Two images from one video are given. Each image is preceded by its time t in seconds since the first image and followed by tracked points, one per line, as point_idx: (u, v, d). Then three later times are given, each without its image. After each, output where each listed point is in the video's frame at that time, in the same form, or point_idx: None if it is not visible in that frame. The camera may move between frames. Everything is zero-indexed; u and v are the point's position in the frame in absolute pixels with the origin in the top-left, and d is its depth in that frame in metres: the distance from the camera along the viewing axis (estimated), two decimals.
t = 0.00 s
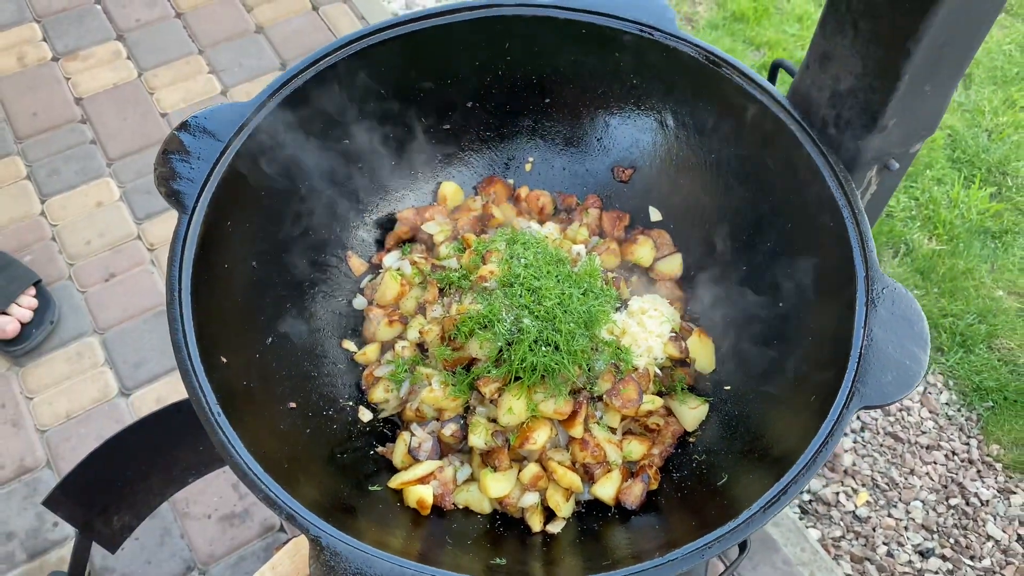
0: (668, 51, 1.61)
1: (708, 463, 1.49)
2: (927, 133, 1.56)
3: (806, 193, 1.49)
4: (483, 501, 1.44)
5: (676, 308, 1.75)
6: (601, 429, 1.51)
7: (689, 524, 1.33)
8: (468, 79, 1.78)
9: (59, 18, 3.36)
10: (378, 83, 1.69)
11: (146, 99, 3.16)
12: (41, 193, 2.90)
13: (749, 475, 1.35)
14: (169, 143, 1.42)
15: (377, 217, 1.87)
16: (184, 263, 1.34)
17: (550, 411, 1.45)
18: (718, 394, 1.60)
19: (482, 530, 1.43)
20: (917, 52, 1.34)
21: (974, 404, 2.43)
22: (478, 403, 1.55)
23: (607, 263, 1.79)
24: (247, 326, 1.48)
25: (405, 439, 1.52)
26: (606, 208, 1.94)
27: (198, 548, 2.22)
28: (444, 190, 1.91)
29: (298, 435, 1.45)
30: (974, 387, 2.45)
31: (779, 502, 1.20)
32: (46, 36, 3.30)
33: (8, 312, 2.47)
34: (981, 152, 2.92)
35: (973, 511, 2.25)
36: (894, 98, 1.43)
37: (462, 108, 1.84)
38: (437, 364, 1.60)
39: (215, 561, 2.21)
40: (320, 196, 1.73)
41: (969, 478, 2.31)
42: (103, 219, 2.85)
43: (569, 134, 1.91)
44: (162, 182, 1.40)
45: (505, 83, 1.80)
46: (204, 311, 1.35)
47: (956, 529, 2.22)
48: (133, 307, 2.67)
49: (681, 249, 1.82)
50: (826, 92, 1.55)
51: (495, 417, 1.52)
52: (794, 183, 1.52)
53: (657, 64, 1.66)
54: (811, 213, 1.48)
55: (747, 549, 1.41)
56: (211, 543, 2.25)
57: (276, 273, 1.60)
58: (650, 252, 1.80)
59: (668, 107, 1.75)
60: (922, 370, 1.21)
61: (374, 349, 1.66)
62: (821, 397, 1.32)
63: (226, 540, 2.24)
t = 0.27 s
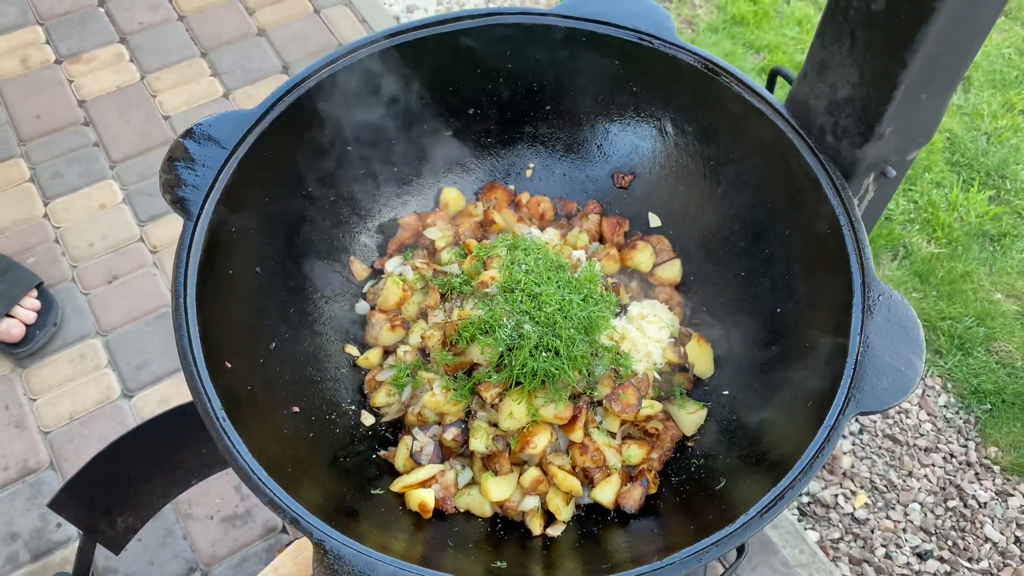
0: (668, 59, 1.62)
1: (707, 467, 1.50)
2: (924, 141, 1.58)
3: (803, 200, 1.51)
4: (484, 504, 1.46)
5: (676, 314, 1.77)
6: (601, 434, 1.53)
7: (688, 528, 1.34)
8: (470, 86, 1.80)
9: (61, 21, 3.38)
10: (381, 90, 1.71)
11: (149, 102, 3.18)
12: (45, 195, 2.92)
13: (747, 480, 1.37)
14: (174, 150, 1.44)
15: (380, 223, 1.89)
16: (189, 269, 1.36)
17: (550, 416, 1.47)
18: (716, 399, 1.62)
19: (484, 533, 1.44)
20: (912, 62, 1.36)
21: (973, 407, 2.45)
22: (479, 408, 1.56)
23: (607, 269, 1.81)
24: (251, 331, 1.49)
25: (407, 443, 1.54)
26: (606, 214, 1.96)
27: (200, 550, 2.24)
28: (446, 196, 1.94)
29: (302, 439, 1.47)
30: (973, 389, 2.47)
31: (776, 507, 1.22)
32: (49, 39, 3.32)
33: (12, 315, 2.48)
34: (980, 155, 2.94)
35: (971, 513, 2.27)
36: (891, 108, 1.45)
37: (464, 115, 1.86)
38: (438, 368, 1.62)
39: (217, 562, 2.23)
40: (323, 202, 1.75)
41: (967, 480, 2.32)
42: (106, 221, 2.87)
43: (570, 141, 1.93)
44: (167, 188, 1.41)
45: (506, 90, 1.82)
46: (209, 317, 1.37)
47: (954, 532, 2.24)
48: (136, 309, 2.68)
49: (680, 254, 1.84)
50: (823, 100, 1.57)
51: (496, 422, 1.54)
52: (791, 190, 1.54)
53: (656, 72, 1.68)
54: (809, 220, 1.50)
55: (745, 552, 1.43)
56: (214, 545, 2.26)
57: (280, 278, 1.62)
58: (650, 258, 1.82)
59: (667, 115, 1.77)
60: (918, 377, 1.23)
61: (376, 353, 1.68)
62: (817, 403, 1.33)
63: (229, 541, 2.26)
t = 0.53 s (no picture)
0: (666, 66, 1.64)
1: (704, 469, 1.52)
2: (920, 147, 1.60)
3: (800, 206, 1.52)
4: (484, 505, 1.48)
5: (674, 317, 1.79)
6: (599, 436, 1.55)
7: (685, 529, 1.36)
8: (471, 92, 1.82)
9: (65, 23, 3.40)
10: (383, 96, 1.73)
11: (151, 104, 3.20)
12: (48, 197, 2.94)
13: (744, 482, 1.39)
14: (179, 156, 1.46)
15: (381, 227, 1.91)
16: (193, 273, 1.37)
17: (550, 419, 1.49)
18: (713, 402, 1.64)
19: (484, 534, 1.46)
20: (908, 71, 1.38)
21: (971, 409, 2.46)
22: (479, 410, 1.58)
23: (606, 272, 1.84)
24: (255, 334, 1.51)
25: (408, 445, 1.56)
26: (606, 218, 1.98)
27: (203, 549, 2.26)
28: (447, 201, 1.96)
29: (304, 440, 1.49)
30: (970, 391, 2.49)
31: (772, 509, 1.23)
32: (52, 41, 3.34)
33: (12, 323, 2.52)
34: (979, 158, 2.95)
35: (968, 514, 2.29)
36: (886, 115, 1.46)
37: (465, 120, 1.89)
38: (439, 371, 1.64)
39: (219, 562, 2.25)
40: (326, 207, 1.77)
41: (964, 482, 2.34)
42: (109, 223, 2.89)
43: (570, 146, 1.95)
44: (172, 193, 1.43)
45: (506, 96, 1.84)
46: (213, 320, 1.39)
47: (951, 533, 2.26)
48: (139, 310, 2.71)
49: (678, 258, 1.86)
50: (820, 107, 1.59)
51: (496, 424, 1.56)
52: (788, 196, 1.56)
53: (655, 78, 1.70)
54: (806, 226, 1.51)
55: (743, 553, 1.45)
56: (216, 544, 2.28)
57: (284, 282, 1.64)
58: (649, 263, 1.84)
59: (665, 121, 1.79)
60: (912, 381, 1.25)
61: (378, 356, 1.70)
62: (813, 407, 1.35)
63: (231, 541, 2.28)
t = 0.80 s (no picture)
0: (667, 71, 1.66)
1: (704, 471, 1.54)
2: (918, 152, 1.62)
3: (799, 211, 1.54)
4: (485, 506, 1.50)
5: (674, 319, 1.80)
6: (600, 438, 1.57)
7: (684, 530, 1.38)
8: (474, 96, 1.84)
9: (69, 25, 3.42)
10: (387, 101, 1.75)
11: (155, 105, 3.21)
12: (52, 198, 2.96)
13: (743, 484, 1.40)
14: (185, 160, 1.47)
15: (385, 231, 1.93)
16: (200, 276, 1.39)
17: (551, 421, 1.51)
18: (713, 405, 1.66)
19: (486, 534, 1.48)
20: (905, 78, 1.39)
21: (970, 411, 2.48)
22: (482, 412, 1.61)
23: (607, 276, 1.85)
24: (260, 336, 1.53)
25: (411, 447, 1.58)
26: (607, 221, 2.00)
27: (206, 549, 2.28)
28: (450, 204, 1.97)
29: (308, 441, 1.50)
30: (969, 393, 2.50)
31: (770, 511, 1.25)
32: (56, 42, 3.36)
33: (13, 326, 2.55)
34: (979, 161, 2.97)
35: (967, 516, 2.30)
36: (884, 120, 1.48)
37: (468, 125, 1.91)
38: (441, 373, 1.66)
39: (222, 561, 2.27)
40: (330, 210, 1.79)
41: (963, 483, 2.36)
42: (113, 223, 2.91)
43: (572, 151, 1.98)
44: (178, 197, 1.44)
45: (508, 100, 1.87)
46: (219, 323, 1.41)
47: (950, 534, 2.27)
48: (143, 310, 2.72)
49: (679, 261, 1.88)
50: (819, 113, 1.61)
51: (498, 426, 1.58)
52: (787, 200, 1.57)
53: (655, 83, 1.71)
54: (804, 230, 1.53)
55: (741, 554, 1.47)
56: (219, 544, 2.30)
57: (288, 285, 1.66)
58: (649, 266, 1.85)
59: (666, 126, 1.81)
60: (909, 384, 1.27)
61: (381, 358, 1.72)
62: (812, 409, 1.37)
63: (234, 540, 2.30)
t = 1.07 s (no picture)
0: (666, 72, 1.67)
1: (701, 468, 1.56)
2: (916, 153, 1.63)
3: (796, 210, 1.56)
4: (485, 502, 1.51)
5: (672, 318, 1.80)
6: (598, 435, 1.58)
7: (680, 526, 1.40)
8: (476, 96, 1.86)
9: (73, 24, 3.44)
10: (389, 101, 1.77)
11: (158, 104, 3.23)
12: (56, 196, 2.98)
13: (740, 479, 1.41)
14: (190, 160, 1.50)
15: (387, 230, 1.95)
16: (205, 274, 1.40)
17: (550, 417, 1.53)
18: (710, 402, 1.68)
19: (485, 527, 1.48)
20: (903, 78, 1.41)
21: (968, 410, 2.50)
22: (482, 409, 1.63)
23: (606, 275, 1.86)
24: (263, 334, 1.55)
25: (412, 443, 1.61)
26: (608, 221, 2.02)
27: (208, 545, 2.29)
28: (451, 204, 2.00)
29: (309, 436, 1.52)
30: (968, 393, 2.52)
31: (763, 507, 1.27)
32: (60, 41, 3.39)
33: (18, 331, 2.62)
34: (978, 162, 2.98)
35: (964, 515, 2.32)
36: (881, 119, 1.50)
37: (469, 126, 1.94)
38: (442, 371, 1.68)
39: (224, 558, 2.28)
40: (333, 210, 1.82)
41: (961, 483, 2.37)
42: (116, 222, 2.93)
43: (572, 152, 2.01)
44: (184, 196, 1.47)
45: (508, 102, 1.89)
46: (224, 320, 1.43)
47: (948, 533, 2.29)
48: (145, 309, 2.74)
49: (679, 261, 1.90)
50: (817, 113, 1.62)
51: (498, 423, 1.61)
52: (785, 200, 1.59)
53: (655, 83, 1.73)
54: (802, 230, 1.55)
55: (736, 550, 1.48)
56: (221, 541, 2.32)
57: (292, 283, 1.69)
58: (648, 266, 1.87)
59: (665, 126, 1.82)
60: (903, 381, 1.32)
61: (382, 355, 1.74)
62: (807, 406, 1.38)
63: (235, 536, 2.32)
